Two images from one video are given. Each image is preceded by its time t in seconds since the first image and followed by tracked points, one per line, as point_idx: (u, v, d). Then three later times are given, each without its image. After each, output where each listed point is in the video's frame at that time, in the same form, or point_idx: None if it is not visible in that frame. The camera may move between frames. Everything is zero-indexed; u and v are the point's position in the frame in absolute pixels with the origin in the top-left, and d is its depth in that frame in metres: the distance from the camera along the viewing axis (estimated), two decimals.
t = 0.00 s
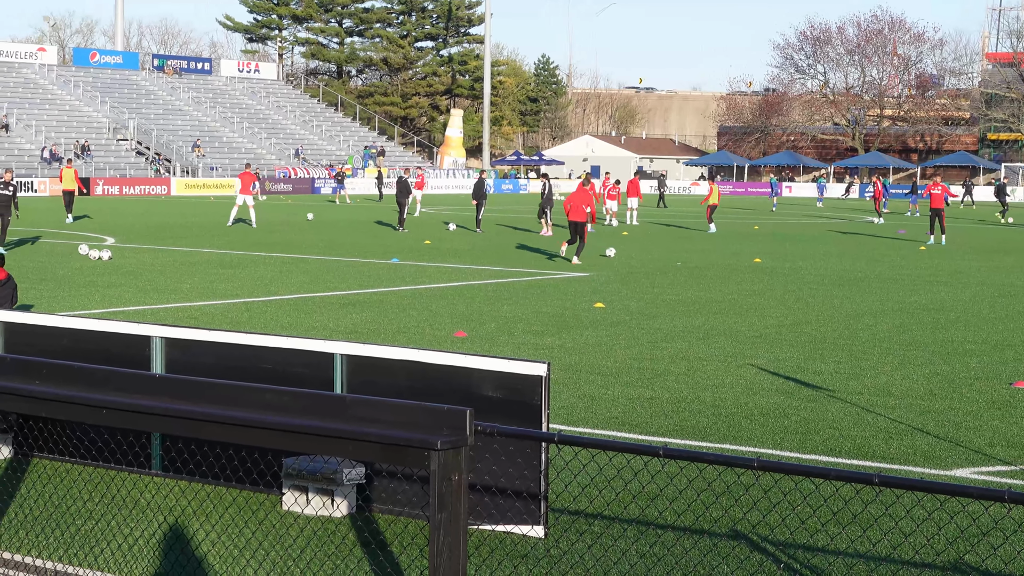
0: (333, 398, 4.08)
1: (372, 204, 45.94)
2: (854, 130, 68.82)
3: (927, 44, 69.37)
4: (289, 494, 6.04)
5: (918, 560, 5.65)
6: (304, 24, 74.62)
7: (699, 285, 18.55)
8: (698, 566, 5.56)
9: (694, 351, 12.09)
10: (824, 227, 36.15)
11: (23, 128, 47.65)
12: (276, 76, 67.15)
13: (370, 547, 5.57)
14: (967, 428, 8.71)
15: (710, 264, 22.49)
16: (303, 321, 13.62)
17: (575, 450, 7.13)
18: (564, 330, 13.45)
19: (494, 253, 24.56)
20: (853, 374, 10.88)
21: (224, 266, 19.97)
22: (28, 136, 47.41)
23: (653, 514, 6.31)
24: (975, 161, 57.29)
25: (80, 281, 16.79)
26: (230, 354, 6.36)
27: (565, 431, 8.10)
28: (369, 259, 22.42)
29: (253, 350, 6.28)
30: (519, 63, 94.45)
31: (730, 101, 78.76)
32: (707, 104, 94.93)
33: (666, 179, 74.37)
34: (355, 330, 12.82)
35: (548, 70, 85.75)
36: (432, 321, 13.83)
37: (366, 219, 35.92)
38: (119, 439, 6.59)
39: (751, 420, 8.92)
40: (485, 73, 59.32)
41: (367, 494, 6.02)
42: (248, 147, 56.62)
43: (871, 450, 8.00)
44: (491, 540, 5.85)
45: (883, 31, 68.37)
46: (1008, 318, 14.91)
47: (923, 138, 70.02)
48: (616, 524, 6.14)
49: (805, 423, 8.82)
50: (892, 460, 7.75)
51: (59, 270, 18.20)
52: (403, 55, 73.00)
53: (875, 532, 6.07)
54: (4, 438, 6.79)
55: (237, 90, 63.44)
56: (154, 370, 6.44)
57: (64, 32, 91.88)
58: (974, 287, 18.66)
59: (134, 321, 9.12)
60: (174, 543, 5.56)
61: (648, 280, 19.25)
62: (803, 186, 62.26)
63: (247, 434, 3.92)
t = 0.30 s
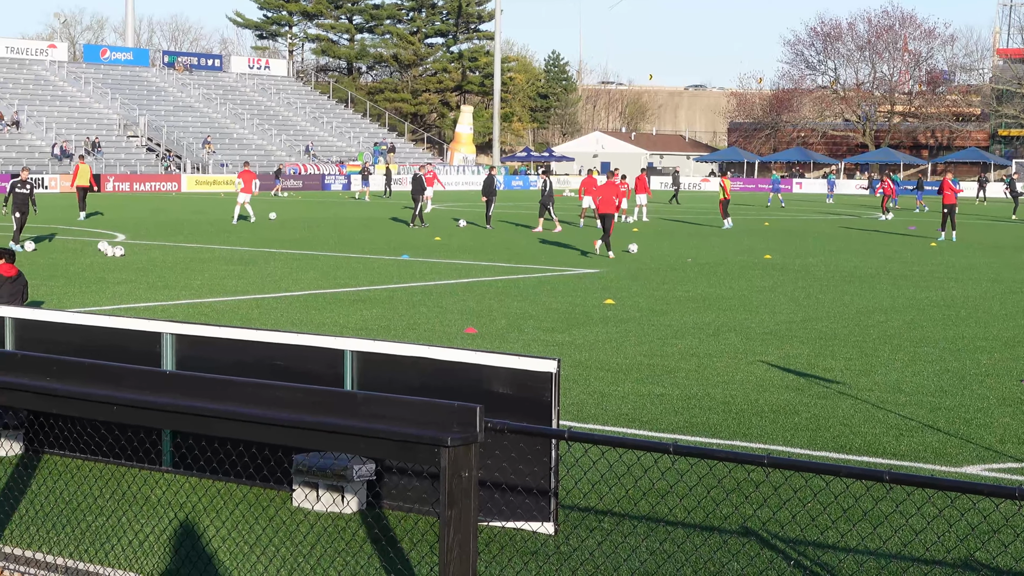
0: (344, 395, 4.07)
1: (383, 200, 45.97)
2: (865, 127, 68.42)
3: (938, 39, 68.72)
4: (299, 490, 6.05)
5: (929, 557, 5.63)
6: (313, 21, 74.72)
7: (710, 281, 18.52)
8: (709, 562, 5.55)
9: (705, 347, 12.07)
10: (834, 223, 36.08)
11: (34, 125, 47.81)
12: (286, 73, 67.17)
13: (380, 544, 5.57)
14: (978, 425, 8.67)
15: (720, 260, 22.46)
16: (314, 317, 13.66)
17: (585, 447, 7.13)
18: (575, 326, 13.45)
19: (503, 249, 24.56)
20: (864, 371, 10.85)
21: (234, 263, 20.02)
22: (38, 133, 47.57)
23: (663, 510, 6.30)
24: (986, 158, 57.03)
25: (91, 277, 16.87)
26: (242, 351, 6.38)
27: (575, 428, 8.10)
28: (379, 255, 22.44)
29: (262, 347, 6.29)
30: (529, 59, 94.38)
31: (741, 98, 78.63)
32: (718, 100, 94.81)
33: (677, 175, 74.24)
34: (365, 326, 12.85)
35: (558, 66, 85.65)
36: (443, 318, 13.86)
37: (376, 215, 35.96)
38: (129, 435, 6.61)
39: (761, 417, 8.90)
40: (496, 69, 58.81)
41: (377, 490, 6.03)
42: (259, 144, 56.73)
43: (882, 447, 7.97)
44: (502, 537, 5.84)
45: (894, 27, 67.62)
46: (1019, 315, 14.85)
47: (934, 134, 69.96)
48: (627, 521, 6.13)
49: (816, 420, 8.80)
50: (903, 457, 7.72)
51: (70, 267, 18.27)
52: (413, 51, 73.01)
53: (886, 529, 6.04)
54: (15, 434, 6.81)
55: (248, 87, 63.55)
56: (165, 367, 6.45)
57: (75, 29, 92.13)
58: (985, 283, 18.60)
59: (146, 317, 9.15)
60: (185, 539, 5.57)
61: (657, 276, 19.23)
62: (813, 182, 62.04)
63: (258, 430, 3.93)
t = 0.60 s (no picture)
0: (354, 392, 4.07)
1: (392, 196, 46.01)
2: (874, 122, 68.65)
3: (948, 35, 68.47)
4: (309, 487, 6.05)
5: (938, 553, 5.62)
6: (323, 17, 74.75)
7: (719, 277, 18.47)
8: (718, 558, 5.55)
9: (714, 343, 12.05)
10: (843, 219, 35.96)
11: (44, 122, 47.99)
12: (295, 70, 67.08)
13: (389, 540, 5.58)
14: (987, 421, 8.64)
15: (730, 256, 22.40)
16: (323, 313, 13.68)
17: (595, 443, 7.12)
18: (584, 322, 13.44)
19: (512, 245, 24.56)
20: (873, 367, 10.82)
21: (244, 259, 20.07)
22: (48, 130, 47.75)
23: (672, 506, 6.30)
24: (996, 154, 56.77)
25: (101, 274, 16.92)
26: (250, 348, 6.39)
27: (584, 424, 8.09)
28: (389, 252, 22.45)
29: (271, 344, 6.30)
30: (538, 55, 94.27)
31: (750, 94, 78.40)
32: (726, 96, 94.70)
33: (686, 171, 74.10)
34: (375, 323, 12.87)
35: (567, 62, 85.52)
36: (452, 314, 13.89)
37: (385, 212, 35.98)
38: (139, 431, 6.63)
39: (770, 413, 8.88)
40: (505, 66, 58.55)
41: (386, 486, 6.04)
42: (268, 140, 56.81)
43: (892, 443, 7.94)
44: (511, 532, 5.84)
45: (903, 22, 67.37)
46: None
47: (944, 130, 69.66)
48: (636, 517, 6.13)
49: (825, 416, 8.78)
50: (913, 452, 7.70)
51: (81, 263, 18.34)
52: (422, 48, 73.04)
53: (896, 524, 6.03)
54: (25, 431, 6.83)
55: (257, 83, 63.64)
56: (174, 364, 6.47)
57: (84, 26, 92.37)
58: (995, 279, 18.52)
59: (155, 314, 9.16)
60: (195, 536, 5.58)
61: (666, 273, 19.20)
62: (823, 178, 61.84)
63: (268, 427, 3.94)
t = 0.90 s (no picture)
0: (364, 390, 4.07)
1: (404, 195, 46.04)
2: (886, 121, 67.67)
3: (960, 34, 68.34)
4: (320, 485, 6.06)
5: (949, 552, 5.59)
6: (334, 17, 74.85)
7: (731, 277, 18.41)
8: (730, 557, 5.53)
9: (725, 343, 12.00)
10: (856, 218, 35.82)
11: (56, 121, 48.18)
12: (307, 69, 67.04)
13: (401, 539, 5.58)
14: (1000, 421, 8.58)
15: (742, 256, 22.32)
16: (334, 312, 13.69)
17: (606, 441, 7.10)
18: (595, 322, 13.41)
19: (524, 245, 24.54)
20: (885, 366, 10.76)
21: (255, 258, 20.10)
22: (60, 129, 47.95)
23: (684, 505, 6.29)
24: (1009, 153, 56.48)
25: (112, 273, 16.96)
26: (262, 347, 6.40)
27: (595, 424, 8.08)
28: (400, 251, 22.46)
29: (282, 343, 6.31)
30: (550, 55, 94.23)
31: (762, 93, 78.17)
32: (738, 95, 94.52)
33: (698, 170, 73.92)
34: (385, 322, 12.86)
35: (579, 61, 85.36)
36: (463, 313, 13.88)
37: (396, 211, 35.99)
38: (152, 430, 6.65)
39: (782, 412, 8.84)
40: (517, 64, 58.38)
41: (398, 485, 6.05)
42: (280, 140, 56.93)
43: (903, 443, 7.90)
44: (523, 532, 5.83)
45: (916, 21, 67.28)
46: None
47: (956, 129, 69.34)
48: (647, 516, 6.11)
49: (837, 415, 8.74)
50: (925, 452, 7.65)
51: (92, 263, 18.40)
52: (434, 47, 73.12)
53: (908, 524, 6.01)
54: (37, 429, 6.85)
55: (269, 83, 63.78)
56: (187, 363, 6.48)
57: (96, 26, 92.67)
58: (1008, 279, 18.41)
59: (167, 313, 9.18)
60: (208, 533, 5.59)
61: (677, 272, 19.14)
62: (835, 178, 61.59)
63: (281, 427, 3.95)
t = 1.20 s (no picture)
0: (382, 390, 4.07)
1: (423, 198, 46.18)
2: (906, 123, 67.75)
3: (980, 35, 67.16)
4: (339, 487, 6.07)
5: (968, 555, 5.54)
6: (353, 19, 75.16)
7: (750, 279, 18.35)
8: (750, 560, 5.49)
9: (745, 345, 11.95)
10: (875, 220, 35.67)
11: (75, 123, 48.50)
12: (325, 70, 67.39)
13: (421, 540, 5.59)
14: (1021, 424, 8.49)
15: (761, 257, 22.25)
16: (354, 314, 13.73)
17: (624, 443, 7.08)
18: (614, 323, 13.40)
19: (543, 246, 24.55)
20: (904, 369, 10.69)
21: (274, 260, 20.20)
22: (80, 131, 48.26)
23: (703, 508, 6.26)
24: None
25: (132, 275, 17.09)
26: (283, 347, 6.41)
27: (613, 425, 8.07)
28: (419, 253, 22.52)
29: (301, 344, 6.34)
30: (568, 57, 94.26)
31: (781, 94, 77.78)
32: (757, 97, 94.31)
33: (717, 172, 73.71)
34: (404, 324, 12.90)
35: (598, 63, 85.27)
36: (482, 315, 13.89)
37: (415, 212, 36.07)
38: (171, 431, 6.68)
39: (801, 414, 8.79)
40: (535, 67, 58.32)
41: (417, 487, 6.04)
42: (299, 141, 57.16)
43: (923, 445, 7.83)
44: (542, 533, 5.82)
45: (934, 23, 66.43)
46: None
47: (976, 130, 68.96)
48: (667, 518, 6.09)
49: (856, 417, 8.68)
50: (945, 455, 7.59)
51: (114, 265, 18.53)
52: (452, 49, 73.35)
53: (927, 526, 5.96)
54: (58, 430, 6.89)
55: (288, 85, 64.08)
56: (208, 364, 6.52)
57: (117, 28, 93.36)
58: None
59: (186, 314, 9.23)
60: (228, 534, 5.61)
61: (695, 274, 19.09)
62: (855, 179, 61.28)
63: (298, 428, 3.96)
